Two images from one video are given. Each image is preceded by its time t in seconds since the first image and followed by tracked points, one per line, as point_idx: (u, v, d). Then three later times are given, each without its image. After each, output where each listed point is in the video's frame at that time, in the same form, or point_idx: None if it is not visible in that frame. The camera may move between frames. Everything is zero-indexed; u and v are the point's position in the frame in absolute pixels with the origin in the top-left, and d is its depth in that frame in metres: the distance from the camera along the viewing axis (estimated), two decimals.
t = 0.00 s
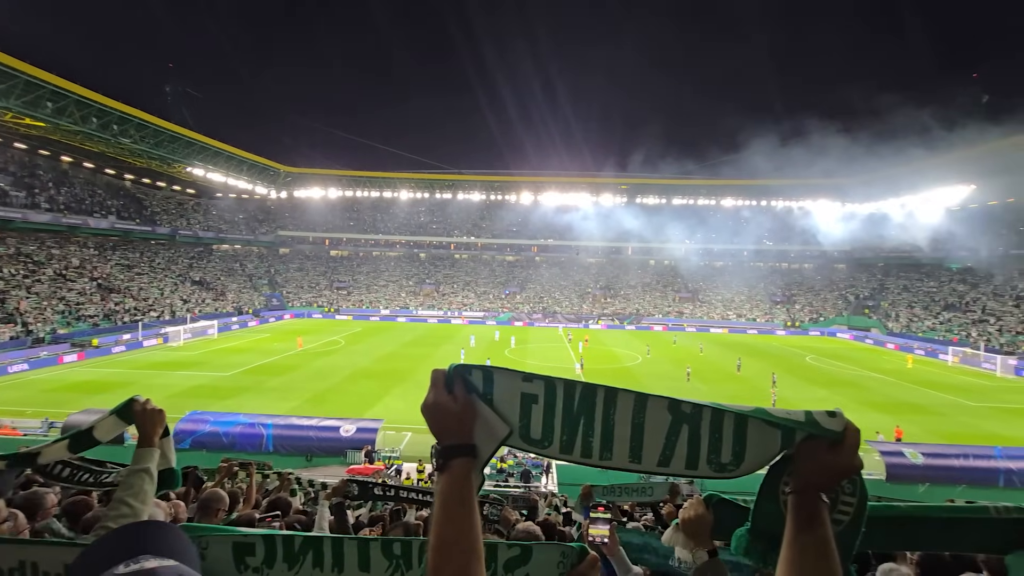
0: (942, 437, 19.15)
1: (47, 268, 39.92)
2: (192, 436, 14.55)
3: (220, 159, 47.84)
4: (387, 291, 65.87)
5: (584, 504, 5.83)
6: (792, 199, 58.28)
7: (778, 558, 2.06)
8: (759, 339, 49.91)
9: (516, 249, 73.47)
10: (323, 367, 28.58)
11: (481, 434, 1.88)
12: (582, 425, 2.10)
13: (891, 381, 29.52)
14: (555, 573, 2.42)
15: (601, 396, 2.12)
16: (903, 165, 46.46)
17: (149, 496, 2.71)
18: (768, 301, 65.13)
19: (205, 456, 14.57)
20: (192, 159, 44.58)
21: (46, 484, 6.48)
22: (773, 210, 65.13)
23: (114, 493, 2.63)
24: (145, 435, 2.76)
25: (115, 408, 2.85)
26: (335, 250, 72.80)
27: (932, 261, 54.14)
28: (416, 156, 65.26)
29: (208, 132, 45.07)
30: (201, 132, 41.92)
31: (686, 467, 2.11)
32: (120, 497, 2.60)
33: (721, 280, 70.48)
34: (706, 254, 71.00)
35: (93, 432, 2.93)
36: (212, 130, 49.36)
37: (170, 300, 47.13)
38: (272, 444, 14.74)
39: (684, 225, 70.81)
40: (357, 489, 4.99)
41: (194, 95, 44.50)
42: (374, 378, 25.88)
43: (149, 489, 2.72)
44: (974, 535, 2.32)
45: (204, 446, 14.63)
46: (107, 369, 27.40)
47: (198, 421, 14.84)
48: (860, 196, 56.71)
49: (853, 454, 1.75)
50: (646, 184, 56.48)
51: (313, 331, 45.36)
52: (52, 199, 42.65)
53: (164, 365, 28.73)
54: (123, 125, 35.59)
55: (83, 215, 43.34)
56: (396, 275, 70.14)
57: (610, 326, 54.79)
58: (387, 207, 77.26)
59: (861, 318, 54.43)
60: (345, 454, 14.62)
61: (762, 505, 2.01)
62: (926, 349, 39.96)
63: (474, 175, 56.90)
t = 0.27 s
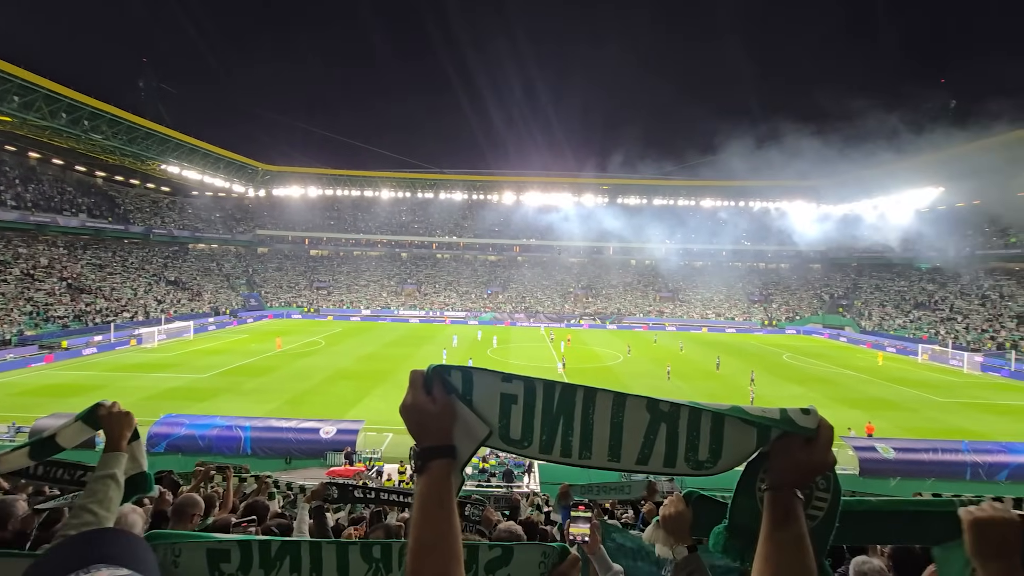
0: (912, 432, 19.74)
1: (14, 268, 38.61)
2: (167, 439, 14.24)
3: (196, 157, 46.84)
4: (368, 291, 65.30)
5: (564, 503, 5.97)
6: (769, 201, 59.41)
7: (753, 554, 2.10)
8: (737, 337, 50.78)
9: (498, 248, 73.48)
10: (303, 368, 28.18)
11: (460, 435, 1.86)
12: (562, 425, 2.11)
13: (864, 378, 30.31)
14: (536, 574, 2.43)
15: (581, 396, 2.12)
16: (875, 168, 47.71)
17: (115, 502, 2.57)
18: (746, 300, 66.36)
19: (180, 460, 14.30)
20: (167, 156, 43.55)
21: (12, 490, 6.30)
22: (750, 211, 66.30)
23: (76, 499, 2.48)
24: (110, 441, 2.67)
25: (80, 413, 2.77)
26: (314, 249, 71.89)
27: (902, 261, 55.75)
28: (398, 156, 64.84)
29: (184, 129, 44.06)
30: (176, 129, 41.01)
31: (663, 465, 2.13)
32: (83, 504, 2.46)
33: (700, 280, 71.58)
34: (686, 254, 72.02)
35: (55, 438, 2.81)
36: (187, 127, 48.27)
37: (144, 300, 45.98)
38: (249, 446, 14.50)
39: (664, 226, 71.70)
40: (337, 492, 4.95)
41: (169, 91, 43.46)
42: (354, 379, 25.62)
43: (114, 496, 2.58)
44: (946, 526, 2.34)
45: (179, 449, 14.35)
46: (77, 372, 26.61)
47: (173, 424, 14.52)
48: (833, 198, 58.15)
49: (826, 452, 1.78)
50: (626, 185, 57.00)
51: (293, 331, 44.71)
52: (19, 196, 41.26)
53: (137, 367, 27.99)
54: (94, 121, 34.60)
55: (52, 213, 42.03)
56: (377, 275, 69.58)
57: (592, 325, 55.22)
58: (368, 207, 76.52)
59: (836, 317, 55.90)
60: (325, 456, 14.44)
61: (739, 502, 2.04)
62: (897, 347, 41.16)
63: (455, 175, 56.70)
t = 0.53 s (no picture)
0: (889, 428, 20.19)
1: None
2: (145, 443, 13.96)
3: (174, 155, 45.95)
4: (352, 291, 64.76)
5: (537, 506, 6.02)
6: (750, 202, 60.26)
7: (731, 552, 2.14)
8: (719, 336, 51.39)
9: (482, 249, 73.37)
10: (285, 370, 27.87)
11: (441, 438, 1.85)
12: (543, 426, 2.11)
13: (842, 376, 30.96)
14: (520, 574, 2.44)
15: (561, 396, 2.13)
16: (853, 170, 48.66)
17: (85, 509, 2.59)
18: (729, 300, 67.27)
19: (158, 464, 14.09)
20: (144, 154, 42.66)
21: None
22: (732, 212, 67.15)
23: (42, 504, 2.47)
24: (82, 445, 2.63)
25: (49, 416, 2.70)
26: (297, 249, 71.07)
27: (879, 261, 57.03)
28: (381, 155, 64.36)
29: (162, 127, 43.19)
30: (155, 127, 40.21)
31: (645, 464, 2.14)
32: (50, 510, 2.45)
33: (683, 280, 72.41)
34: (669, 255, 72.75)
35: (17, 442, 2.73)
36: (165, 124, 47.33)
37: (121, 301, 44.98)
38: (230, 449, 14.27)
39: (647, 226, 72.26)
40: (319, 495, 4.93)
41: (146, 88, 42.59)
42: (338, 380, 25.41)
43: (84, 502, 2.59)
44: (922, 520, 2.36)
45: (158, 452, 14.13)
46: (51, 375, 25.91)
47: (151, 427, 14.23)
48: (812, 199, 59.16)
49: (802, 449, 1.81)
50: (610, 186, 57.32)
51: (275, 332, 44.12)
52: None
53: (113, 369, 27.35)
54: (68, 117, 33.74)
55: (24, 212, 40.91)
56: (360, 275, 69.07)
57: (577, 325, 55.50)
58: (352, 206, 75.84)
59: (815, 316, 57.01)
60: (308, 458, 14.28)
61: (718, 502, 2.06)
62: (874, 345, 42.07)
63: (440, 174, 56.43)
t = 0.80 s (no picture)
0: (871, 425, 20.56)
1: None
2: (126, 445, 13.72)
3: (156, 153, 45.20)
4: (338, 291, 64.24)
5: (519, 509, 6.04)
6: (734, 202, 60.92)
7: (717, 549, 2.14)
8: (705, 336, 51.87)
9: (470, 249, 73.22)
10: (270, 370, 27.58)
11: (425, 438, 1.86)
12: (529, 426, 2.11)
13: (825, 374, 31.45)
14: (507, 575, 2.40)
15: (547, 396, 2.13)
16: (834, 172, 49.46)
17: (61, 515, 2.56)
18: (714, 299, 67.99)
19: (140, 467, 13.86)
20: (125, 152, 41.91)
21: None
22: (717, 212, 67.89)
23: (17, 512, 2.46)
24: (57, 450, 2.59)
25: (22, 420, 2.64)
26: (282, 249, 70.36)
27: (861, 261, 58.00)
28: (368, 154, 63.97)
29: (143, 124, 42.46)
30: (136, 124, 39.53)
31: (629, 464, 2.15)
32: (25, 516, 2.45)
33: (669, 280, 73.00)
34: (656, 255, 73.30)
35: None
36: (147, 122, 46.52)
37: (101, 302, 44.13)
38: (214, 452, 14.09)
39: (634, 226, 72.74)
40: (304, 497, 4.89)
41: (127, 84, 41.85)
42: (324, 380, 25.21)
43: (60, 508, 2.56)
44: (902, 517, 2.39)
45: (139, 456, 13.90)
46: (28, 377, 25.33)
47: (132, 430, 14.00)
48: (795, 200, 59.98)
49: (787, 446, 1.83)
50: (597, 186, 57.61)
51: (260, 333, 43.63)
52: None
53: (93, 371, 26.85)
54: (46, 114, 33.04)
55: None
56: (347, 275, 68.57)
57: (564, 325, 55.66)
58: (338, 205, 75.23)
59: (799, 316, 57.90)
60: (293, 460, 14.14)
61: (703, 500, 2.07)
62: (855, 343, 42.82)
63: (427, 174, 56.18)
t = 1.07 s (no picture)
0: (853, 423, 20.90)
1: None
2: (108, 449, 13.47)
3: (139, 151, 44.52)
4: (325, 291, 63.74)
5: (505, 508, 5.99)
6: (720, 203, 61.49)
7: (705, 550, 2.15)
8: (692, 335, 52.31)
9: (458, 249, 73.11)
10: (256, 372, 27.28)
11: (410, 440, 1.85)
12: (516, 427, 2.11)
13: (809, 372, 31.91)
14: None
15: (535, 396, 2.13)
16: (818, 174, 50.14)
17: (39, 522, 2.50)
18: (701, 299, 68.56)
19: (122, 471, 13.63)
20: (107, 150, 41.21)
21: None
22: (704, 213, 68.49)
23: None
24: (36, 454, 2.54)
25: None
26: (268, 249, 69.65)
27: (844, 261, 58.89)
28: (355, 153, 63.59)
29: (126, 122, 41.79)
30: (118, 122, 38.91)
31: (617, 465, 2.16)
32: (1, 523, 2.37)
33: (657, 280, 73.49)
34: (643, 255, 73.75)
35: None
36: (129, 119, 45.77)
37: (82, 302, 43.31)
38: (198, 454, 13.91)
39: (622, 226, 73.10)
40: (290, 499, 4.87)
41: (108, 81, 41.16)
42: (311, 381, 25.01)
43: (38, 515, 2.49)
44: (882, 514, 2.45)
45: (122, 459, 13.66)
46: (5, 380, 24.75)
47: (114, 432, 13.76)
48: (780, 200, 60.63)
49: (773, 446, 1.85)
50: (585, 186, 57.81)
51: (245, 334, 43.13)
52: None
53: (73, 373, 26.32)
54: (25, 111, 32.39)
55: None
56: (334, 275, 68.08)
57: (553, 325, 55.79)
58: (325, 205, 74.64)
59: (784, 315, 58.62)
60: (279, 462, 13.99)
61: (690, 500, 2.08)
62: (839, 342, 43.45)
63: (415, 173, 55.92)
